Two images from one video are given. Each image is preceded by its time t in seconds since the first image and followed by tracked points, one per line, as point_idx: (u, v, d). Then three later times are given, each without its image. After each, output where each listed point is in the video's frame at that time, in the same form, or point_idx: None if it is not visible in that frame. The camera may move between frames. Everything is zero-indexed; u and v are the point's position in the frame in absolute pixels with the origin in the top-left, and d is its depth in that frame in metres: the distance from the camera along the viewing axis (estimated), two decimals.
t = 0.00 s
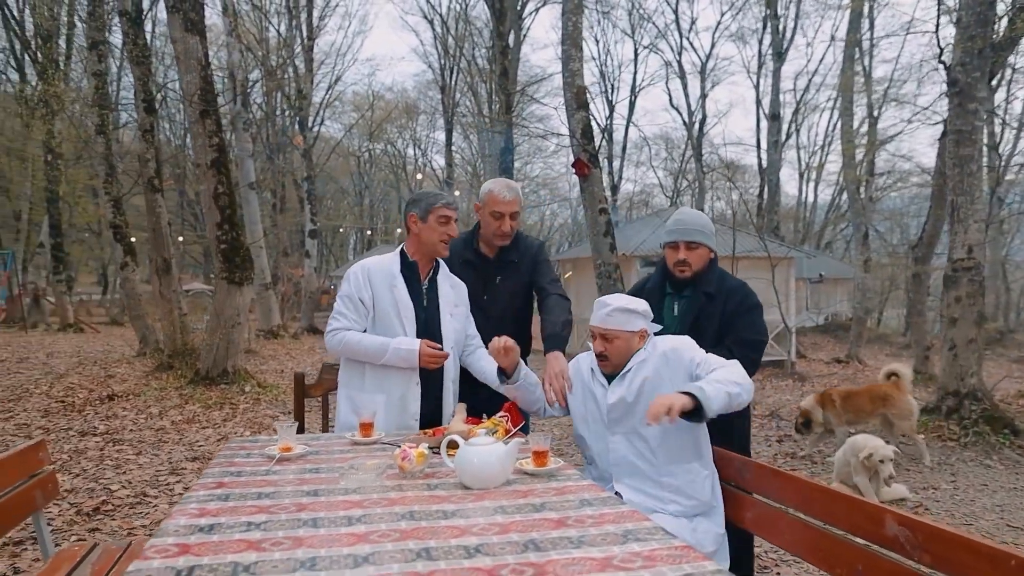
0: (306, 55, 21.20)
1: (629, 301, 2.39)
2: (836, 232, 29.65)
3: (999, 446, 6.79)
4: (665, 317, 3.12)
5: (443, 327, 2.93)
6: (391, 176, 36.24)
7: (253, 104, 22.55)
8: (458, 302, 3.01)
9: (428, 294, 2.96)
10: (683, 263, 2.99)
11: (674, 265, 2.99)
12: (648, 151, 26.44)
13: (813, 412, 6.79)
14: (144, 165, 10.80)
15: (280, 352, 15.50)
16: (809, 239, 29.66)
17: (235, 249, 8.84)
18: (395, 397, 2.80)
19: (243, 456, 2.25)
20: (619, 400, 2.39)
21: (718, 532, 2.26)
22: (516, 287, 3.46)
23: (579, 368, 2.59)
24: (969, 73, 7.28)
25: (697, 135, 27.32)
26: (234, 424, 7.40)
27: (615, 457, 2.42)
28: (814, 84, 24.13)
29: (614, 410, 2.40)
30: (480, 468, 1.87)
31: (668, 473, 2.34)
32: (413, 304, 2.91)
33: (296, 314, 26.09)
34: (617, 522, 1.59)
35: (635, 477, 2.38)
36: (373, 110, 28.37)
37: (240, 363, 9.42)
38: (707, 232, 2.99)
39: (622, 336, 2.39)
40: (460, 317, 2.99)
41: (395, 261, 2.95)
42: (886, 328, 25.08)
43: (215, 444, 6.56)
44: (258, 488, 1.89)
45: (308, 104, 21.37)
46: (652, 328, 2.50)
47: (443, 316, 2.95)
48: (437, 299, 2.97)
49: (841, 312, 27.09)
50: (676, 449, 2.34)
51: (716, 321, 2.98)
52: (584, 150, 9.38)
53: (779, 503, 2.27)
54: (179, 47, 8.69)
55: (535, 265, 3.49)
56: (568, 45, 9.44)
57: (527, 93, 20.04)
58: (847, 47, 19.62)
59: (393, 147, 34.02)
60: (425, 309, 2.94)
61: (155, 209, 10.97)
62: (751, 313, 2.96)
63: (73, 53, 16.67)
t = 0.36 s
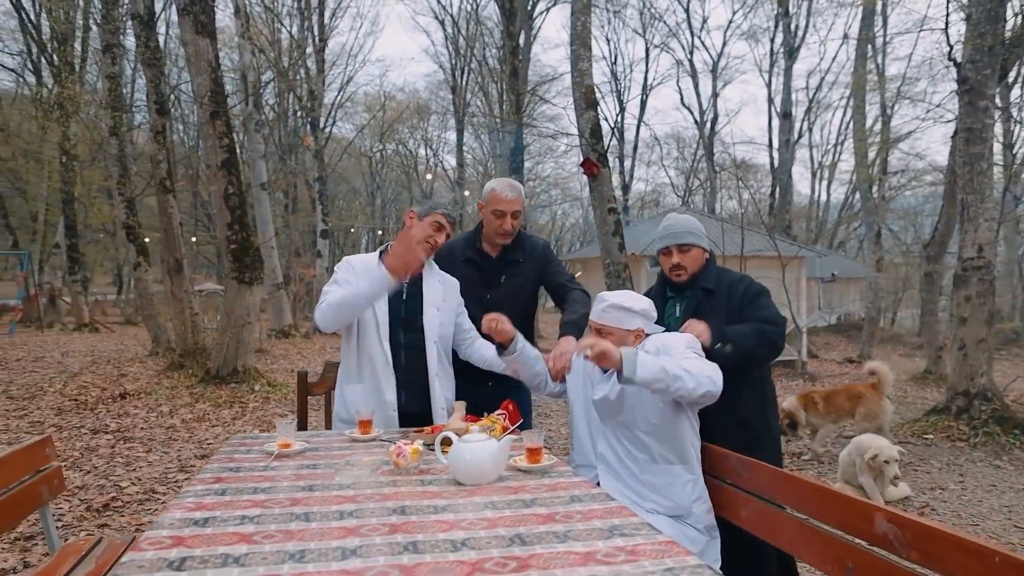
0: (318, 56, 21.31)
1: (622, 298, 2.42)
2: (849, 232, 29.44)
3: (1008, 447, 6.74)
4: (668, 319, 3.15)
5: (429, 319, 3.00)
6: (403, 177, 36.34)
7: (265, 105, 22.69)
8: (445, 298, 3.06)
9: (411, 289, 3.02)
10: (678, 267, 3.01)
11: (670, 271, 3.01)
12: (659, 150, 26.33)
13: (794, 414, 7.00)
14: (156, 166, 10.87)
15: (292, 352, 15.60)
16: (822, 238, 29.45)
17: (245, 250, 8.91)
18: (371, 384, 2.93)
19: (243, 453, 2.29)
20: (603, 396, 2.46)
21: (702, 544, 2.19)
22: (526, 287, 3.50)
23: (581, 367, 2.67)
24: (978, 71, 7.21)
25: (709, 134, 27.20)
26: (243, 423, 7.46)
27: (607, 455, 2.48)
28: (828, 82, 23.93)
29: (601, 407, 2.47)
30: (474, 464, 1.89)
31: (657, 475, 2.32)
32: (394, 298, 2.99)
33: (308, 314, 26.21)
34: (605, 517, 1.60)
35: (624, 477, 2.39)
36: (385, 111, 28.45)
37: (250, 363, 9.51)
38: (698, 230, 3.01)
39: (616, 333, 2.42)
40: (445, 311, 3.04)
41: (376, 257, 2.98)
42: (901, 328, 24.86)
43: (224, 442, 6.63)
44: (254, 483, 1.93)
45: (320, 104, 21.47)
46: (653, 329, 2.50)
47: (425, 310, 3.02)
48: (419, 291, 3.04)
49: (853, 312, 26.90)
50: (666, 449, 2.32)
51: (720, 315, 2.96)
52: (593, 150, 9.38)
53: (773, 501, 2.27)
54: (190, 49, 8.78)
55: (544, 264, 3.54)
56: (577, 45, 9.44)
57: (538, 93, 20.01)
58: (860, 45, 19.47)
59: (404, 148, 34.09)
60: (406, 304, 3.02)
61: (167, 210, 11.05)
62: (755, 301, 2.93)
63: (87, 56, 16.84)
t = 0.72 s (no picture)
0: (328, 58, 21.42)
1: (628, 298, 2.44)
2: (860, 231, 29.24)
3: (1011, 449, 6.72)
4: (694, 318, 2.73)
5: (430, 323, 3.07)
6: (412, 177, 36.43)
7: (275, 106, 22.84)
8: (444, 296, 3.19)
9: (411, 291, 3.12)
10: (708, 258, 2.56)
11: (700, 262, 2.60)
12: (668, 150, 26.28)
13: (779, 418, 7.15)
14: (165, 168, 10.95)
15: (300, 352, 15.70)
16: (833, 238, 29.29)
17: (251, 250, 8.97)
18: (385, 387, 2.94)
19: (234, 452, 2.32)
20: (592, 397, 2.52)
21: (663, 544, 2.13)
22: (540, 289, 3.52)
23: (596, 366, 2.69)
24: (985, 70, 7.16)
25: (719, 134, 27.10)
26: (248, 422, 7.53)
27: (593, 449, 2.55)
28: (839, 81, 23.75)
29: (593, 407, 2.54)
30: (456, 464, 1.92)
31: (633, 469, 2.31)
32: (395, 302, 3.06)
33: (317, 314, 26.35)
34: (581, 518, 1.62)
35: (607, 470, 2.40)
36: (394, 111, 28.55)
37: (257, 363, 9.59)
38: (740, 219, 2.47)
39: (625, 330, 2.46)
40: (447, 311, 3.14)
41: (379, 261, 3.08)
42: (913, 329, 24.67)
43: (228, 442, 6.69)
44: (242, 481, 1.97)
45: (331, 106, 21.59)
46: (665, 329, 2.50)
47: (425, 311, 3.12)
48: (421, 298, 3.13)
49: (863, 313, 26.75)
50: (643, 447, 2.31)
51: (731, 317, 2.43)
52: (599, 151, 9.39)
53: (765, 504, 2.23)
54: (197, 52, 8.86)
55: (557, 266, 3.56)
56: (583, 45, 9.45)
57: (546, 92, 19.98)
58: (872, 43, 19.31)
59: (414, 149, 34.18)
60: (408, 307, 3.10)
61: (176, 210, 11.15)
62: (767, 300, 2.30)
63: (101, 58, 17.01)
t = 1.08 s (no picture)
0: (339, 59, 21.53)
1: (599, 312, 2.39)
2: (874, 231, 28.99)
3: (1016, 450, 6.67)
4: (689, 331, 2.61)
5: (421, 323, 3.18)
6: (424, 177, 36.52)
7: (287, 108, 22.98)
8: (432, 298, 3.26)
9: (405, 296, 3.16)
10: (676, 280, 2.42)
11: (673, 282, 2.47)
12: (679, 149, 26.18)
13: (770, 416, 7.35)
14: (175, 169, 11.06)
15: (310, 352, 15.80)
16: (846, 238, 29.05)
17: (258, 251, 9.05)
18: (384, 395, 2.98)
19: (222, 450, 2.37)
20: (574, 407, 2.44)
21: (637, 549, 2.21)
22: (562, 289, 3.56)
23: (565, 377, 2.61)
24: (991, 68, 7.10)
25: (731, 133, 26.97)
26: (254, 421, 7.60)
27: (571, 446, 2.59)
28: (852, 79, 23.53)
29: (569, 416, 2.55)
30: (433, 461, 1.95)
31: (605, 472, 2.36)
32: (393, 306, 3.11)
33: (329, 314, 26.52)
34: (549, 515, 1.65)
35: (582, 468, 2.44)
36: (407, 112, 28.65)
37: (265, 362, 9.68)
38: (690, 237, 2.29)
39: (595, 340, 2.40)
40: (436, 311, 3.25)
41: (368, 267, 3.09)
42: (927, 329, 24.42)
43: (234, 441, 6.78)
44: (225, 478, 2.01)
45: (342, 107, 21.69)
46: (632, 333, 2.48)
47: (419, 314, 3.19)
48: (415, 301, 3.19)
49: (876, 312, 26.54)
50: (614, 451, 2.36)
51: (688, 345, 2.34)
52: (607, 151, 9.38)
53: (743, 503, 2.22)
54: (205, 55, 8.95)
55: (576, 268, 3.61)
56: (590, 45, 9.46)
57: (557, 91, 19.96)
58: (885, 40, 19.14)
59: (426, 149, 34.28)
60: (404, 310, 3.15)
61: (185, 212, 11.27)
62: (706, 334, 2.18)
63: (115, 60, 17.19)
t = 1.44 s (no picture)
0: (355, 61, 21.69)
1: (546, 328, 2.44)
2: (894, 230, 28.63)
3: None
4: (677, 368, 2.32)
5: (434, 332, 3.33)
6: (439, 178, 36.64)
7: (305, 110, 23.19)
8: (446, 309, 3.41)
9: (421, 307, 3.31)
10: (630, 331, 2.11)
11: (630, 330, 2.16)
12: (695, 149, 26.08)
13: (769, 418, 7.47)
14: (191, 171, 11.22)
15: (325, 351, 15.92)
16: (864, 238, 28.74)
17: (271, 252, 9.16)
18: (392, 404, 3.14)
19: (218, 448, 2.44)
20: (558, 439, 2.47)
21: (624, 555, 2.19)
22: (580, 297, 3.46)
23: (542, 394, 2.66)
24: (1004, 68, 7.02)
25: (748, 132, 26.79)
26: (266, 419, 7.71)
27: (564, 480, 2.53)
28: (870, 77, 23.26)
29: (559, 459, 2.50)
30: (417, 460, 2.00)
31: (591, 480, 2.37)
32: (409, 317, 3.27)
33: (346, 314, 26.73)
34: (525, 514, 1.69)
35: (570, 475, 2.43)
36: (423, 113, 28.78)
37: (278, 362, 9.81)
38: (616, 303, 2.00)
39: (559, 358, 2.47)
40: (449, 322, 3.41)
41: (389, 279, 3.24)
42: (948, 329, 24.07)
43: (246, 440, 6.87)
44: (218, 475, 2.08)
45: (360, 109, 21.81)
46: (595, 339, 2.53)
47: (433, 324, 3.34)
48: (431, 313, 3.34)
49: (895, 313, 26.25)
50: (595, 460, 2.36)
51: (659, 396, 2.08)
52: (618, 152, 9.38)
53: (726, 504, 2.20)
54: (219, 59, 9.08)
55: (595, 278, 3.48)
56: (602, 46, 9.48)
57: (572, 91, 19.94)
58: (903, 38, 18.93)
59: (442, 149, 34.45)
60: (421, 321, 3.30)
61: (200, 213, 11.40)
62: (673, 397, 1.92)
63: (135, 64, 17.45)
